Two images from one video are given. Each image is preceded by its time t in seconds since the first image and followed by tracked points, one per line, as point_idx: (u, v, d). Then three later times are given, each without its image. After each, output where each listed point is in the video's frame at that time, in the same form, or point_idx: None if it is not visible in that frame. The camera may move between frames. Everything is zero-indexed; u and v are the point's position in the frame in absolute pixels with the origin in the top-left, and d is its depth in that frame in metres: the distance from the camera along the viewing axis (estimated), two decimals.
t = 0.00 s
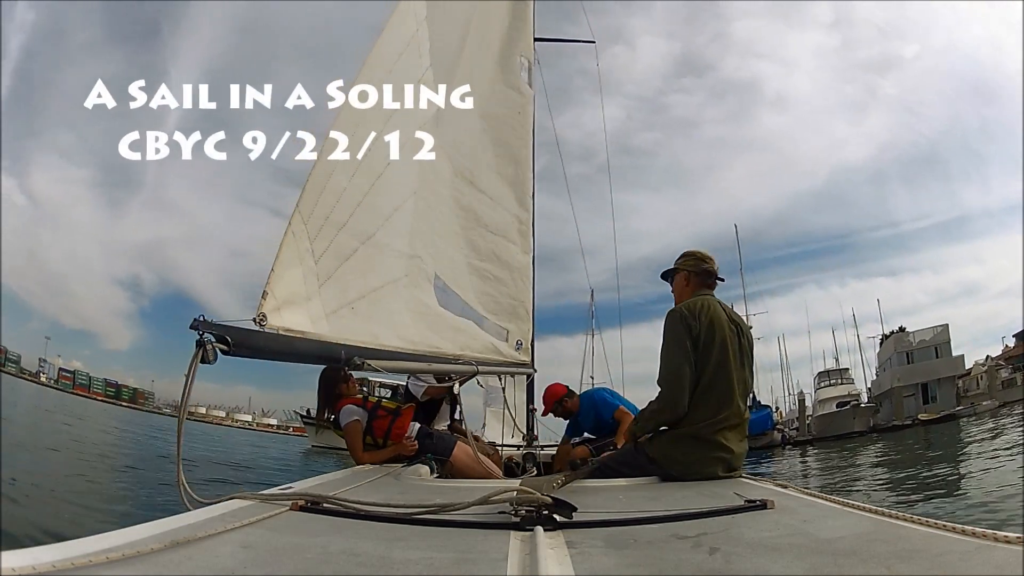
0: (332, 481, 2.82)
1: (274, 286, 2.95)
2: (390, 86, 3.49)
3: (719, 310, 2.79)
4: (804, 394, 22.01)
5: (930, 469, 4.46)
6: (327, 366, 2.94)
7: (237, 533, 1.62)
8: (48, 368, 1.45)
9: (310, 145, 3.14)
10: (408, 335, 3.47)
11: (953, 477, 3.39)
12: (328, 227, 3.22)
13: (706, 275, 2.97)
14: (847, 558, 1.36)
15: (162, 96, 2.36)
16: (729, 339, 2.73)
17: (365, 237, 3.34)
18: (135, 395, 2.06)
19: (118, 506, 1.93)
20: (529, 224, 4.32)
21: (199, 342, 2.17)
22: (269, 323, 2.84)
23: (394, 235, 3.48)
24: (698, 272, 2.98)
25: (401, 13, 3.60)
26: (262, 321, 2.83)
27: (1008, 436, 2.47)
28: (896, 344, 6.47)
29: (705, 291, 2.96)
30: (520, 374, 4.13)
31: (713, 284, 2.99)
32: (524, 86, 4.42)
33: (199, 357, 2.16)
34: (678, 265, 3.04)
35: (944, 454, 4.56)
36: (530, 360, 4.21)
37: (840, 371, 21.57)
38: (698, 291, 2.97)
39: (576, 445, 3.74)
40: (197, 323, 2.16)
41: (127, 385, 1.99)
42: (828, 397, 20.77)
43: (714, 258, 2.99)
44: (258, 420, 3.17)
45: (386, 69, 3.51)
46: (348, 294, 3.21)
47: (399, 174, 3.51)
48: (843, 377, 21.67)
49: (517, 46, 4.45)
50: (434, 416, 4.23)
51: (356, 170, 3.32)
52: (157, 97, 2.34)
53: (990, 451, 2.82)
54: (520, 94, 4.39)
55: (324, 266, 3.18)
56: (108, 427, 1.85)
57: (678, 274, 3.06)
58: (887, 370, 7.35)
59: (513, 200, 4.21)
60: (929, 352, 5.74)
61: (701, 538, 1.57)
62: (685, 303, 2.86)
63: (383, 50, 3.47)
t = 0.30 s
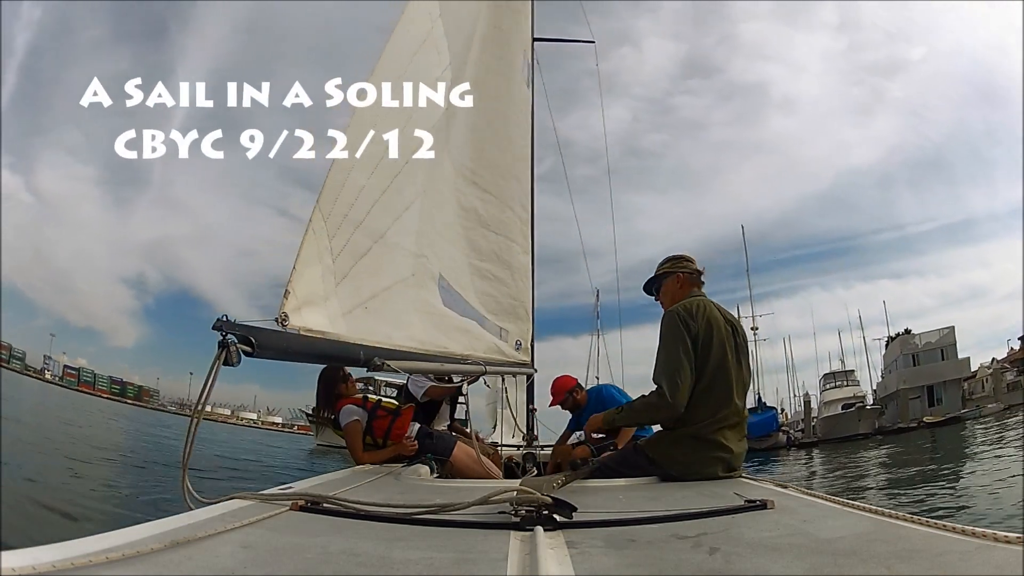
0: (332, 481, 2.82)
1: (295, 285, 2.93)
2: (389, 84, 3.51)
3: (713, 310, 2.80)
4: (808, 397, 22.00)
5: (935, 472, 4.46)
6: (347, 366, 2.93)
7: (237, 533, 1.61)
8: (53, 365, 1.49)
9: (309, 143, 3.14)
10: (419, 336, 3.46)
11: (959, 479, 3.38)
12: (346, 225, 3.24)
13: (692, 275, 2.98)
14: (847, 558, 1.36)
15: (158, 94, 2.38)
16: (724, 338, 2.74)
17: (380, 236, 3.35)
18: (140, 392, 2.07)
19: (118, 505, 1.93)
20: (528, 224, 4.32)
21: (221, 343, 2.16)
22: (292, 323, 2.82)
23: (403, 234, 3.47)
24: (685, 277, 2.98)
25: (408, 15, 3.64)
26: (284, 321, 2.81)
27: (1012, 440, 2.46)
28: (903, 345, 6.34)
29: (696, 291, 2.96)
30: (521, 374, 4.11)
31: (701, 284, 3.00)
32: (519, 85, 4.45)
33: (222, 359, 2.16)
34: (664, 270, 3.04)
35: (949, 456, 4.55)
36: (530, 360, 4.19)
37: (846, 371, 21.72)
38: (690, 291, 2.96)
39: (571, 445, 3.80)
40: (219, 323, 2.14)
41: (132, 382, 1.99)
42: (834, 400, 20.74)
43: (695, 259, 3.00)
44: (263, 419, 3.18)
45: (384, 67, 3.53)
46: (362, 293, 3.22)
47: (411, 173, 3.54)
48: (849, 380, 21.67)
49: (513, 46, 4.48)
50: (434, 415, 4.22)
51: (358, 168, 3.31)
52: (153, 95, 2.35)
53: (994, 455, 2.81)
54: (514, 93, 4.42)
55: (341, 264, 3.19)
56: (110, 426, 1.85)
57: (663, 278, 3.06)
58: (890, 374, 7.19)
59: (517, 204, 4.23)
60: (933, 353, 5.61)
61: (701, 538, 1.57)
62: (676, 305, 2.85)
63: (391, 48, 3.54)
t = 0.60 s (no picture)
0: (332, 481, 2.82)
1: (310, 284, 3.01)
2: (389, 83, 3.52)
3: (698, 311, 2.80)
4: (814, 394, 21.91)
5: (939, 471, 4.44)
6: (359, 367, 2.96)
7: (237, 533, 1.62)
8: (57, 364, 1.50)
9: (309, 143, 3.15)
10: (426, 335, 3.47)
11: (964, 478, 3.36)
12: (360, 223, 3.31)
13: (676, 280, 2.98)
14: (847, 558, 1.36)
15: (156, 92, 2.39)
16: (712, 338, 2.75)
17: (397, 235, 3.41)
18: (144, 391, 2.10)
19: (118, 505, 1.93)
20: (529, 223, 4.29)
21: (238, 342, 2.15)
22: (307, 322, 2.90)
23: (417, 234, 3.52)
24: (666, 278, 2.98)
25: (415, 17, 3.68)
26: (299, 319, 2.90)
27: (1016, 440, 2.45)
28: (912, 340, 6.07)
29: (679, 297, 2.96)
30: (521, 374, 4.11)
31: (685, 288, 3.00)
32: (519, 83, 4.42)
33: (239, 358, 2.15)
34: (650, 273, 3.03)
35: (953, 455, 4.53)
36: (530, 360, 4.18)
37: (851, 370, 21.58)
38: (671, 297, 2.96)
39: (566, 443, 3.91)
40: (237, 323, 2.15)
41: (137, 381, 2.01)
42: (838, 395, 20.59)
43: (682, 262, 2.99)
44: (269, 417, 3.12)
45: (390, 69, 3.57)
46: (373, 293, 3.26)
47: (423, 172, 3.56)
48: (853, 376, 21.59)
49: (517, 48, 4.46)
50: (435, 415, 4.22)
51: (357, 169, 3.33)
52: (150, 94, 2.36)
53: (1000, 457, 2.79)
54: (513, 91, 4.39)
55: (354, 262, 3.26)
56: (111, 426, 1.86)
57: (648, 282, 3.05)
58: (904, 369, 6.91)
59: (518, 204, 4.21)
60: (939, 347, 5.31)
61: (701, 539, 1.57)
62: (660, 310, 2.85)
63: (398, 47, 3.60)
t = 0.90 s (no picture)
0: (332, 481, 2.82)
1: (320, 283, 2.99)
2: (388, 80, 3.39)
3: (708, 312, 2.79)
4: (816, 390, 21.86)
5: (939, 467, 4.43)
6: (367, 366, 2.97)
7: (236, 533, 1.62)
8: (59, 364, 1.49)
9: (304, 143, 3.15)
10: (430, 335, 3.48)
11: (964, 474, 3.35)
12: (370, 221, 3.25)
13: (698, 281, 2.97)
14: (847, 558, 1.36)
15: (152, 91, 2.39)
16: (719, 340, 2.74)
17: (407, 233, 3.38)
18: (147, 389, 2.10)
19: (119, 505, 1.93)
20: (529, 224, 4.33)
21: (248, 342, 2.16)
22: (317, 321, 2.90)
23: (427, 231, 3.51)
24: (682, 276, 2.99)
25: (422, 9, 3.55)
26: (309, 318, 2.90)
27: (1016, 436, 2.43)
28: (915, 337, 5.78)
29: (696, 296, 2.97)
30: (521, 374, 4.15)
31: (703, 290, 3.00)
32: (520, 81, 4.42)
33: (249, 358, 2.16)
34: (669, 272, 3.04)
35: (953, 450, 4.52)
36: (530, 360, 4.20)
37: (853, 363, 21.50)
38: (685, 297, 2.97)
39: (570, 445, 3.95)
40: (248, 322, 2.16)
41: (139, 380, 2.01)
42: (841, 393, 20.48)
43: (705, 262, 2.99)
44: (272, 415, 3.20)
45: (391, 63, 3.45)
46: (382, 293, 3.25)
47: (427, 171, 3.51)
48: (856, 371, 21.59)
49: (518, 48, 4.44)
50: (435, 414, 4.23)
51: (362, 167, 3.23)
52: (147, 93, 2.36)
53: (1001, 453, 2.77)
54: (517, 90, 4.39)
55: (364, 261, 3.22)
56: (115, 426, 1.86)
57: (669, 280, 3.05)
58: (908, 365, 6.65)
59: (518, 204, 4.24)
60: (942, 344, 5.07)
61: (701, 538, 1.57)
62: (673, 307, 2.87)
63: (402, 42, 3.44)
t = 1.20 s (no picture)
0: (332, 481, 2.82)
1: (315, 283, 2.88)
2: (387, 77, 3.39)
3: (724, 314, 2.77)
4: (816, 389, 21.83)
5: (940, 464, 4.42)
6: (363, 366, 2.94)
7: (236, 533, 1.62)
8: (61, 368, 1.52)
9: (302, 142, 3.16)
10: (429, 334, 3.48)
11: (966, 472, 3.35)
12: (362, 221, 3.16)
13: (725, 283, 2.97)
14: (848, 558, 1.35)
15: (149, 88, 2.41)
16: (730, 340, 2.73)
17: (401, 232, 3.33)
18: (148, 393, 2.11)
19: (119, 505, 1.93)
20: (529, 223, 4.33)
21: (243, 341, 2.13)
22: (313, 321, 2.82)
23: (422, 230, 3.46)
24: (708, 277, 2.99)
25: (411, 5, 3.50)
26: (304, 318, 2.81)
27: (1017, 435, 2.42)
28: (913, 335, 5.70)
29: (719, 296, 2.97)
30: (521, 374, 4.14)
31: (729, 293, 3.00)
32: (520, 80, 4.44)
33: (244, 357, 2.12)
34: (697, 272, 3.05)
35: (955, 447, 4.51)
36: (530, 360, 4.20)
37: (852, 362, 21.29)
38: (709, 297, 2.97)
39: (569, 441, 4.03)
40: (242, 321, 2.16)
41: (141, 384, 2.00)
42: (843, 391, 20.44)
43: (734, 265, 2.99)
44: (272, 416, 3.33)
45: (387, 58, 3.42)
46: (381, 292, 3.19)
47: (417, 171, 3.47)
48: (857, 369, 21.70)
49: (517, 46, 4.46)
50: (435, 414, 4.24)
51: (356, 165, 3.15)
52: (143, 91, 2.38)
53: (1003, 452, 2.75)
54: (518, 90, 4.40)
55: (359, 261, 3.12)
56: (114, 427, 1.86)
57: (699, 281, 3.06)
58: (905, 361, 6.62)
59: (515, 203, 4.25)
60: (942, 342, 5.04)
61: (701, 538, 1.57)
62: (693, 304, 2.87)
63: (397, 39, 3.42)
